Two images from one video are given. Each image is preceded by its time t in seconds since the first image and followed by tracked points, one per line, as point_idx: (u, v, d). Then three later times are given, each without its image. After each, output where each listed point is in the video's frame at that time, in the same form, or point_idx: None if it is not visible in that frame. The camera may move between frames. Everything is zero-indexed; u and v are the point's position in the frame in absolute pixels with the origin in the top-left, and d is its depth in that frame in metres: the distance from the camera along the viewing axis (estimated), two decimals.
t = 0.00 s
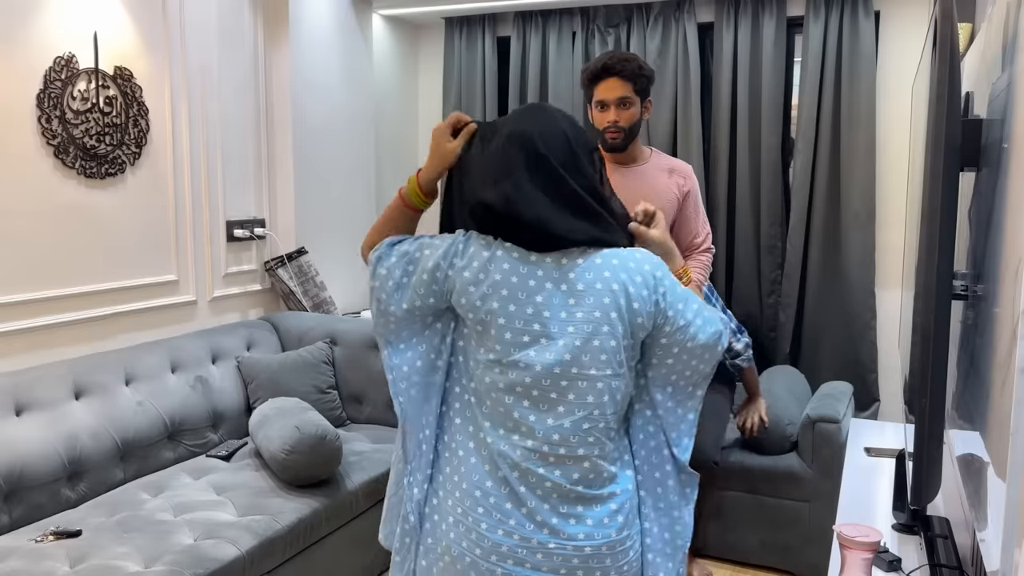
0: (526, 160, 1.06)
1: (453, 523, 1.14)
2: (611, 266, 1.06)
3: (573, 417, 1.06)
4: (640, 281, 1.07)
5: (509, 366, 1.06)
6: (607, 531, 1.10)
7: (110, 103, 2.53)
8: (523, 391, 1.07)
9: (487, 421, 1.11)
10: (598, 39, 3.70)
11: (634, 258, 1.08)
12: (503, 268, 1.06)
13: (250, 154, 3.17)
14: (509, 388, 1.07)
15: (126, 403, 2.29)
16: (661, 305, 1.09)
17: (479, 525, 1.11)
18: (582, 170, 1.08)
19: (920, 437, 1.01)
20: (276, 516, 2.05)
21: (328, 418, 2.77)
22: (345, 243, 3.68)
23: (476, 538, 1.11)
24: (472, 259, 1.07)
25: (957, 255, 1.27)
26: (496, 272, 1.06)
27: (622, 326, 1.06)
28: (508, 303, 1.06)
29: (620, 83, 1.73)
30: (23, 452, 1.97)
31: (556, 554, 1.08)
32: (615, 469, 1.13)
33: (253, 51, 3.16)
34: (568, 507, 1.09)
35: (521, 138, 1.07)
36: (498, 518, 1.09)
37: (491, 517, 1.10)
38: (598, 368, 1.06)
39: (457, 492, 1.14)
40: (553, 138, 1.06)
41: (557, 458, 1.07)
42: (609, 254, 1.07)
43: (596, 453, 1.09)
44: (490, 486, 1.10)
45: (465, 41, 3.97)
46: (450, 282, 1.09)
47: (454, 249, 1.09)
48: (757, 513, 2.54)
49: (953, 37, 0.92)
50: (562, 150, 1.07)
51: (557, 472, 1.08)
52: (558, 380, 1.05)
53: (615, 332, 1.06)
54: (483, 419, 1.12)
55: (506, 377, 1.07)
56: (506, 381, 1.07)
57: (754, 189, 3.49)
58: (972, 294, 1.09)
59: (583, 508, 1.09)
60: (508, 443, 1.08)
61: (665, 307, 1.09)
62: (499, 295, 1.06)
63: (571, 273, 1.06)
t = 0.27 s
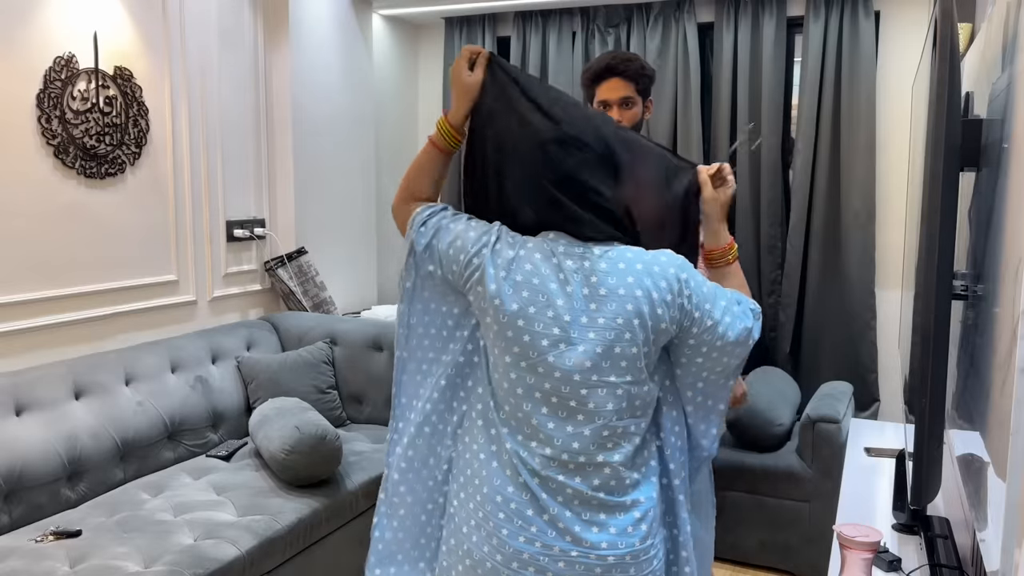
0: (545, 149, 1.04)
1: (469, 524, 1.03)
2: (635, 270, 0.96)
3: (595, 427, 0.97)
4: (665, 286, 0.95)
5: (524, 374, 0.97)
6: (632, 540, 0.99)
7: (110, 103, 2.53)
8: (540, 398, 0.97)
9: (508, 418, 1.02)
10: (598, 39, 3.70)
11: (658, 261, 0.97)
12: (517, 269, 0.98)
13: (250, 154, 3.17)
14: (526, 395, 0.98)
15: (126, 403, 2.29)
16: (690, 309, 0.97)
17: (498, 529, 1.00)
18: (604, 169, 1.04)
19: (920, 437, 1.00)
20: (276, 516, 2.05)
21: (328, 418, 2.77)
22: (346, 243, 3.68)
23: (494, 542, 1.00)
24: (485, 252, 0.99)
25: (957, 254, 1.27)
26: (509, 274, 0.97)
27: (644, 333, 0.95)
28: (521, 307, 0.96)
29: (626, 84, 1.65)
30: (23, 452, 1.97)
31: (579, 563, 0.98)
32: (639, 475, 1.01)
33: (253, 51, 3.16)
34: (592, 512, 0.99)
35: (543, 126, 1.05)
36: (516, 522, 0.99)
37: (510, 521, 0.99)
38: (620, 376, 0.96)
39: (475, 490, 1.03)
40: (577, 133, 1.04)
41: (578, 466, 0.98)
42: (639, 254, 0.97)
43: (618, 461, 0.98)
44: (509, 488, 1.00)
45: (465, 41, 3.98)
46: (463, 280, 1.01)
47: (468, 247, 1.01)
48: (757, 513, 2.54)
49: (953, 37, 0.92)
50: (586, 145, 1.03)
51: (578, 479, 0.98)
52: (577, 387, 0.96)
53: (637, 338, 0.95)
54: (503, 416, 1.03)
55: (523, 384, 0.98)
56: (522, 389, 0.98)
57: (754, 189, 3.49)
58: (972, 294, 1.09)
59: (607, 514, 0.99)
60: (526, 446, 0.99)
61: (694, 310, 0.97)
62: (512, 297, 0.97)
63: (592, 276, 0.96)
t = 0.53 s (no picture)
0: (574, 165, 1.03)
1: (471, 545, 1.09)
2: (637, 273, 1.02)
3: (596, 426, 1.02)
4: (666, 293, 1.01)
5: (530, 370, 1.02)
6: (633, 546, 1.05)
7: (110, 103, 2.53)
8: (543, 398, 1.02)
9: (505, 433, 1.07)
10: (598, 39, 3.70)
11: (660, 268, 1.03)
12: (524, 269, 1.03)
13: (250, 154, 3.17)
14: (528, 395, 1.03)
15: (125, 403, 2.28)
16: (687, 321, 1.02)
17: (500, 544, 1.06)
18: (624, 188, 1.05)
19: (921, 437, 1.00)
20: (276, 516, 2.05)
21: (328, 418, 2.77)
22: (346, 244, 3.68)
23: (498, 558, 1.06)
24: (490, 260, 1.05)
25: (957, 255, 1.27)
26: (517, 273, 1.03)
27: (644, 337, 1.01)
28: (527, 304, 1.02)
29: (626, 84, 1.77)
30: (23, 452, 1.97)
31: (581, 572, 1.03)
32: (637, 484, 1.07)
33: (253, 50, 3.16)
34: (592, 521, 1.04)
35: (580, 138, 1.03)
36: (519, 534, 1.05)
37: (512, 534, 1.05)
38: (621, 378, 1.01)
39: (475, 510, 1.10)
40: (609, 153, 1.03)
41: (580, 472, 1.03)
42: (636, 258, 1.03)
43: (620, 465, 1.04)
44: (509, 503, 1.06)
45: (465, 41, 3.98)
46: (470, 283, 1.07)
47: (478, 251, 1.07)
48: (757, 513, 2.54)
49: (953, 37, 0.92)
50: (613, 166, 1.04)
51: (580, 485, 1.03)
52: (579, 390, 1.01)
53: (637, 340, 1.01)
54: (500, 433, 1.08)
55: (526, 384, 1.03)
56: (525, 388, 1.03)
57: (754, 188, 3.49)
58: (972, 294, 1.08)
59: (607, 522, 1.05)
60: (525, 458, 1.04)
61: (691, 323, 1.03)
62: (519, 295, 1.02)
63: (595, 277, 1.01)
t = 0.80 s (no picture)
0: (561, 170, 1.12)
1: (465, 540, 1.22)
2: (613, 276, 1.10)
3: (576, 424, 1.11)
4: (641, 296, 1.10)
5: (512, 374, 1.13)
6: (614, 544, 1.15)
7: (110, 103, 2.53)
8: (525, 401, 1.13)
9: (495, 437, 1.18)
10: (598, 39, 3.70)
11: (637, 271, 1.11)
12: (506, 274, 1.13)
13: (249, 154, 3.16)
14: (511, 399, 1.13)
15: (125, 403, 2.28)
16: (660, 323, 1.10)
17: (485, 539, 1.19)
18: (609, 194, 1.14)
19: (921, 437, 1.00)
20: (276, 516, 2.05)
21: (328, 418, 2.77)
22: (346, 244, 3.68)
23: (484, 552, 1.19)
24: (473, 269, 1.15)
25: (957, 254, 1.27)
26: (499, 279, 1.13)
27: (618, 339, 1.10)
28: (509, 310, 1.12)
29: (626, 82, 1.76)
30: (23, 452, 1.97)
31: (562, 567, 1.14)
32: (620, 483, 1.16)
33: (253, 50, 3.16)
34: (573, 520, 1.15)
35: (569, 144, 1.12)
36: (504, 529, 1.17)
37: (496, 529, 1.18)
38: (597, 380, 1.11)
39: (467, 509, 1.23)
40: (595, 160, 1.12)
41: (560, 475, 1.13)
42: (610, 262, 1.11)
43: (599, 466, 1.13)
44: (492, 501, 1.19)
45: (465, 41, 3.98)
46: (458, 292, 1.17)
47: (465, 260, 1.17)
48: (757, 513, 2.54)
49: (953, 37, 0.92)
50: (601, 169, 1.12)
51: (561, 488, 1.13)
52: (556, 393, 1.11)
53: (612, 342, 1.09)
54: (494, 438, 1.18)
55: (508, 387, 1.13)
56: (508, 392, 1.13)
57: (754, 188, 3.49)
58: (972, 294, 1.08)
59: (588, 520, 1.15)
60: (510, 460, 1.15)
61: (664, 325, 1.10)
62: (501, 301, 1.13)
63: (570, 281, 1.11)
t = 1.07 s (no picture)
0: (533, 182, 1.17)
1: (446, 537, 1.26)
2: (595, 275, 1.17)
3: (555, 420, 1.16)
4: (622, 294, 1.16)
5: (492, 371, 1.18)
6: (590, 540, 1.19)
7: (110, 103, 2.53)
8: (506, 397, 1.17)
9: (475, 436, 1.22)
10: (598, 38, 3.70)
11: (619, 271, 1.18)
12: (488, 274, 1.19)
13: (249, 153, 3.16)
14: (492, 395, 1.18)
15: (125, 403, 2.29)
16: (641, 320, 1.16)
17: (465, 534, 1.22)
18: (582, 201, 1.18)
19: (920, 437, 1.00)
20: (276, 516, 2.05)
21: (328, 418, 2.77)
22: (346, 244, 3.67)
23: (463, 547, 1.22)
24: (456, 270, 1.21)
25: (957, 254, 1.27)
26: (483, 278, 1.19)
27: (600, 335, 1.15)
28: (492, 309, 1.18)
29: (626, 80, 1.77)
30: (23, 452, 1.97)
31: (539, 563, 1.18)
32: (597, 481, 1.20)
33: (253, 50, 3.16)
34: (551, 516, 1.18)
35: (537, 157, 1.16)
36: (482, 525, 1.21)
37: (475, 524, 1.22)
38: (577, 377, 1.15)
39: (448, 506, 1.26)
40: (564, 170, 1.15)
41: (538, 471, 1.17)
42: (591, 264, 1.18)
43: (577, 463, 1.17)
44: (473, 497, 1.23)
45: (464, 41, 3.98)
46: (443, 297, 1.22)
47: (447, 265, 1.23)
48: (757, 514, 2.54)
49: (953, 38, 0.92)
50: (569, 184, 1.16)
51: (539, 485, 1.17)
52: (536, 388, 1.16)
53: (593, 339, 1.15)
54: (475, 438, 1.22)
55: (489, 384, 1.18)
56: (489, 387, 1.18)
57: (755, 188, 3.49)
58: (972, 294, 1.08)
59: (566, 517, 1.19)
60: (490, 456, 1.19)
61: (645, 323, 1.16)
62: (486, 300, 1.18)
63: (553, 280, 1.17)
